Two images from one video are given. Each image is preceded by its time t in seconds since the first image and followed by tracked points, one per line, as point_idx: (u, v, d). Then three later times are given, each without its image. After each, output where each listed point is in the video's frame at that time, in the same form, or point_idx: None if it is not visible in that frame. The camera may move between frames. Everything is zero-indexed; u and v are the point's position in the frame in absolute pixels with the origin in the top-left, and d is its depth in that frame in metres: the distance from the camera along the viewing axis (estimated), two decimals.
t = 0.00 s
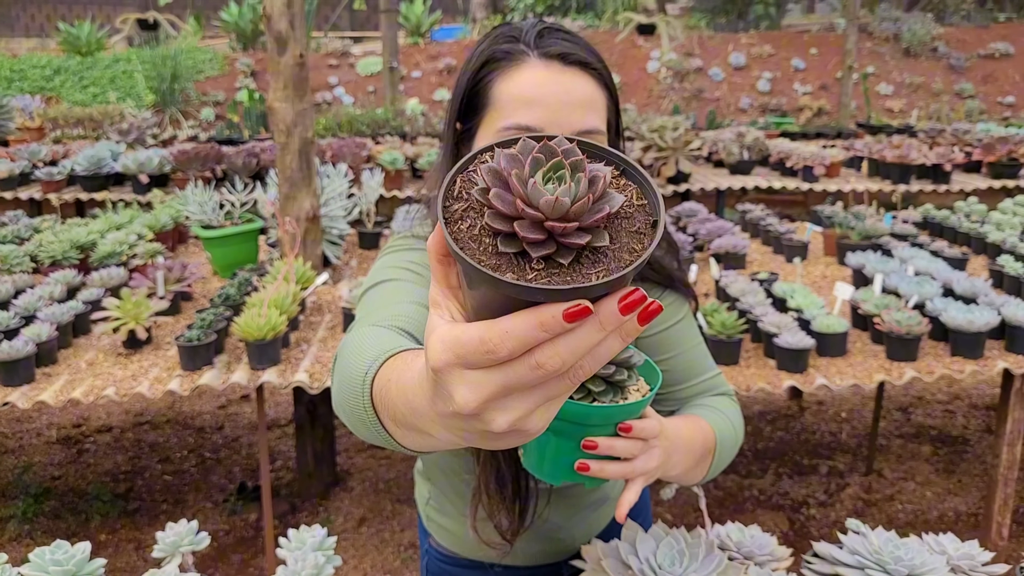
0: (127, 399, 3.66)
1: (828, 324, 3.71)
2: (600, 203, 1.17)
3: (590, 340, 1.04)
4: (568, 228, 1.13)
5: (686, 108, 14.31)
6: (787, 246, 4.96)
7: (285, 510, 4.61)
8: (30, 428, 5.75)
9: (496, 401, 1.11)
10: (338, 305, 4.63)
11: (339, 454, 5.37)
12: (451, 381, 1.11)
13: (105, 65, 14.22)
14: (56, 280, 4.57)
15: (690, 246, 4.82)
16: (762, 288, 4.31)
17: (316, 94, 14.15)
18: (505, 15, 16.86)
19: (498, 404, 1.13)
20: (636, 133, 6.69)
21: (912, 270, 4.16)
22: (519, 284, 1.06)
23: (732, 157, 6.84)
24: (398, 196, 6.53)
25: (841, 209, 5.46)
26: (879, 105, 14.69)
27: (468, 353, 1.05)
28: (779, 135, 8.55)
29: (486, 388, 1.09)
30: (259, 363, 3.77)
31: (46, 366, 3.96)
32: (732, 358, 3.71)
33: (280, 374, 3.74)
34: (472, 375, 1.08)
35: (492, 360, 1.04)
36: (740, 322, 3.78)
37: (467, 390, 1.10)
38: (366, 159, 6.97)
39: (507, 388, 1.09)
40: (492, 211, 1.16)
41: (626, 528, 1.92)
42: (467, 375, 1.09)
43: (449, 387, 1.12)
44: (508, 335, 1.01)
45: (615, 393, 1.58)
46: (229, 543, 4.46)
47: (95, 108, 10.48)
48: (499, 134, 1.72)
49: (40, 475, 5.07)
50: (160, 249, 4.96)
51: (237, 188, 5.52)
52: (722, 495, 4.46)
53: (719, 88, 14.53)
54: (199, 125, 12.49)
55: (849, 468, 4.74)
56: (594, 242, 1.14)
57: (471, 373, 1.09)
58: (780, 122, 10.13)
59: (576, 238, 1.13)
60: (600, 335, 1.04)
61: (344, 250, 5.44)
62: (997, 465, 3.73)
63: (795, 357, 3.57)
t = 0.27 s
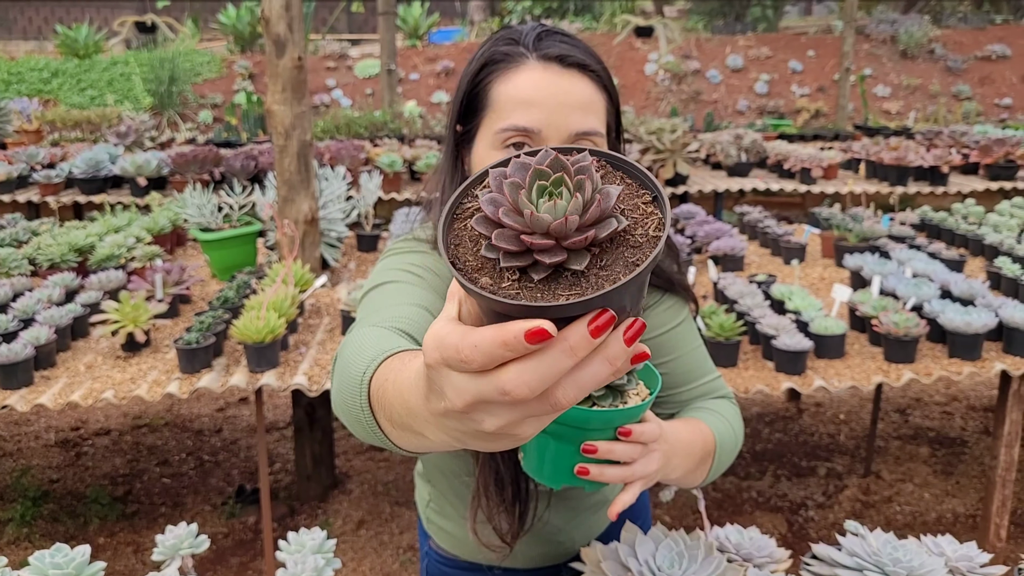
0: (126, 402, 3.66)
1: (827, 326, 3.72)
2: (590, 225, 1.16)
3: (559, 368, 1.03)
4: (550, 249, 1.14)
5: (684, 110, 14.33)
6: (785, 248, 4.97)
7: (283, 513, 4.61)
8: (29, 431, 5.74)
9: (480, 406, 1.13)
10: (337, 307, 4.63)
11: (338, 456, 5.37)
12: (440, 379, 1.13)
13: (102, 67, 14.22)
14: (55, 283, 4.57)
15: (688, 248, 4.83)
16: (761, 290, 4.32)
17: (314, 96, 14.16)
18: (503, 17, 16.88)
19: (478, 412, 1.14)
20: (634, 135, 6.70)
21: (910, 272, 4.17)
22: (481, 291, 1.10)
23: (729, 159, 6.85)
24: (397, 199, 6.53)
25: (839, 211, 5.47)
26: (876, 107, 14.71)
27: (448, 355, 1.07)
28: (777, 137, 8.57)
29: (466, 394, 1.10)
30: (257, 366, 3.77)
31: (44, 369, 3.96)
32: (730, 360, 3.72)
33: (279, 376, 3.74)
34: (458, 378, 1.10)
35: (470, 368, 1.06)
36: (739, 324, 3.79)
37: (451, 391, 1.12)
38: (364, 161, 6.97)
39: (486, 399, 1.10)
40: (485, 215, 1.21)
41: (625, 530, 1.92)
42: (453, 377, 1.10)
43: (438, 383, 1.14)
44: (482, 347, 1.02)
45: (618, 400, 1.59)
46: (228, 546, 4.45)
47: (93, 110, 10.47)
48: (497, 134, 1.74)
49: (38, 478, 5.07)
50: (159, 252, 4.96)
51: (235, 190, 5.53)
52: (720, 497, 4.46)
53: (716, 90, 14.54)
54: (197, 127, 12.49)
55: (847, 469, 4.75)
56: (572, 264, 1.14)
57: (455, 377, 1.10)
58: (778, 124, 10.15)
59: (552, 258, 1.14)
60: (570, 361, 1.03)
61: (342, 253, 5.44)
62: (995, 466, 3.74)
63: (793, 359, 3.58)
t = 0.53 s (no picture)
0: (126, 403, 3.67)
1: (825, 327, 3.73)
2: (578, 219, 1.16)
3: (548, 356, 1.06)
4: (524, 233, 1.15)
5: (682, 112, 14.36)
6: (784, 250, 4.99)
7: (283, 514, 4.61)
8: (29, 433, 5.75)
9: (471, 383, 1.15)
10: (336, 309, 4.64)
11: (338, 458, 5.37)
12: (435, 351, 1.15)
13: (101, 70, 14.22)
14: (55, 285, 4.58)
15: (687, 250, 4.85)
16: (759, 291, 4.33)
17: (313, 99, 14.18)
18: (502, 20, 16.91)
19: (466, 390, 1.16)
20: (633, 137, 6.71)
21: (908, 273, 4.19)
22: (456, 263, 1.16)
23: (728, 160, 6.87)
24: (396, 201, 6.54)
25: (838, 212, 5.49)
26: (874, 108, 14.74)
27: (445, 329, 1.10)
28: (776, 139, 8.59)
29: (458, 370, 1.12)
30: (257, 368, 3.78)
31: (45, 371, 3.96)
32: (729, 361, 3.74)
33: (279, 378, 3.75)
34: (454, 351, 1.12)
35: (466, 343, 1.08)
36: (738, 325, 3.80)
37: (445, 364, 1.14)
38: (363, 163, 6.98)
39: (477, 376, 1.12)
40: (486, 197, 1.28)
41: (625, 529, 1.93)
42: (449, 350, 1.12)
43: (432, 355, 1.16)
44: (480, 325, 1.04)
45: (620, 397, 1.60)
46: (228, 547, 4.46)
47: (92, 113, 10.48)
48: (498, 135, 1.75)
49: (38, 480, 5.07)
50: (159, 254, 4.97)
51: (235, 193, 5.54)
52: (719, 498, 4.47)
53: (715, 92, 14.58)
54: (196, 130, 12.50)
55: (846, 470, 4.76)
56: (538, 250, 1.15)
57: (451, 351, 1.12)
58: (776, 126, 10.17)
59: (520, 241, 1.16)
60: (558, 352, 1.06)
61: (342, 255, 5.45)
62: (993, 466, 3.75)
63: (792, 359, 3.59)
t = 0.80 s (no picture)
0: (128, 402, 3.69)
1: (823, 326, 3.75)
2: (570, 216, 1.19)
3: (522, 344, 1.08)
4: (517, 221, 1.18)
5: (681, 114, 14.40)
6: (782, 250, 5.01)
7: (284, 513, 4.63)
8: (29, 433, 5.76)
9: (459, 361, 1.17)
10: (337, 308, 4.66)
11: (338, 458, 5.39)
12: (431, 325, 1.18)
13: (101, 72, 14.22)
14: (56, 286, 4.59)
15: (685, 250, 4.87)
16: (758, 290, 4.35)
17: (312, 101, 14.21)
18: (501, 22, 16.94)
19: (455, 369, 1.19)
20: (632, 138, 6.74)
21: (906, 272, 4.21)
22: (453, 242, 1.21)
23: (726, 161, 6.90)
24: (396, 202, 6.56)
25: (836, 212, 5.51)
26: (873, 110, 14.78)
27: (437, 308, 1.13)
28: (774, 139, 8.62)
29: (446, 348, 1.16)
30: (258, 367, 3.80)
31: (47, 370, 3.98)
32: (728, 360, 3.76)
33: (280, 377, 3.77)
34: (445, 327, 1.14)
35: (453, 319, 1.11)
36: (736, 324, 3.82)
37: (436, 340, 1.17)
38: (363, 164, 7.00)
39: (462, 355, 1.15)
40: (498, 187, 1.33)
41: (624, 522, 1.95)
42: (441, 325, 1.15)
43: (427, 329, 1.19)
44: (467, 302, 1.08)
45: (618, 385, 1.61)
46: (229, 546, 4.48)
47: (91, 115, 10.49)
48: (498, 131, 1.77)
49: (39, 480, 5.08)
50: (160, 254, 4.99)
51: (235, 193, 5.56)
52: (718, 497, 4.48)
53: (713, 93, 14.62)
54: (196, 132, 12.53)
55: (845, 468, 4.78)
56: (527, 239, 1.18)
57: (442, 327, 1.15)
58: (775, 128, 10.20)
59: (511, 225, 1.19)
60: (534, 341, 1.07)
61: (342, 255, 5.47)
62: (991, 464, 3.77)
63: (790, 358, 3.61)
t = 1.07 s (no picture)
0: (129, 403, 3.71)
1: (820, 326, 3.78)
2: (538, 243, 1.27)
3: (463, 351, 1.20)
4: (500, 239, 1.25)
5: (680, 116, 14.45)
6: (780, 251, 5.03)
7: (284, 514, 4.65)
8: (30, 435, 5.78)
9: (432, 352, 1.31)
10: (337, 310, 4.68)
11: (337, 459, 5.41)
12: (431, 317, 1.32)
13: (101, 75, 14.22)
14: (58, 287, 4.62)
15: (683, 251, 4.90)
16: (755, 291, 4.38)
17: (312, 103, 14.24)
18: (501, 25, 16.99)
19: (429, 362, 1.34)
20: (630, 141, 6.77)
21: (902, 273, 4.24)
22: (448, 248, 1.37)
23: (725, 164, 6.93)
24: (395, 204, 6.59)
25: (834, 214, 5.54)
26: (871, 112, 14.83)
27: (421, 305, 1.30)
28: (772, 142, 8.65)
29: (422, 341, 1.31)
30: (258, 367, 3.83)
31: (48, 371, 4.01)
32: (725, 360, 3.79)
33: (281, 377, 3.80)
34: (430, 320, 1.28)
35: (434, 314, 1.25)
36: (733, 325, 3.85)
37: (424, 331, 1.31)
38: (363, 167, 7.03)
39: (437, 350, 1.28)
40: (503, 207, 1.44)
41: (620, 517, 1.96)
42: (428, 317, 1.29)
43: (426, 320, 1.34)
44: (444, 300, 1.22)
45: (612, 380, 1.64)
46: (229, 546, 4.50)
47: (91, 118, 10.51)
48: (496, 132, 1.79)
49: (40, 481, 5.10)
50: (161, 255, 5.02)
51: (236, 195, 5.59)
52: (716, 497, 4.51)
53: (712, 96, 14.66)
54: (196, 135, 12.55)
55: (842, 469, 4.80)
56: (499, 256, 1.27)
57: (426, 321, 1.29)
58: (773, 130, 10.23)
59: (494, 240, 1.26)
60: (472, 350, 1.19)
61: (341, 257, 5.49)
62: (987, 464, 3.79)
63: (787, 359, 3.64)
